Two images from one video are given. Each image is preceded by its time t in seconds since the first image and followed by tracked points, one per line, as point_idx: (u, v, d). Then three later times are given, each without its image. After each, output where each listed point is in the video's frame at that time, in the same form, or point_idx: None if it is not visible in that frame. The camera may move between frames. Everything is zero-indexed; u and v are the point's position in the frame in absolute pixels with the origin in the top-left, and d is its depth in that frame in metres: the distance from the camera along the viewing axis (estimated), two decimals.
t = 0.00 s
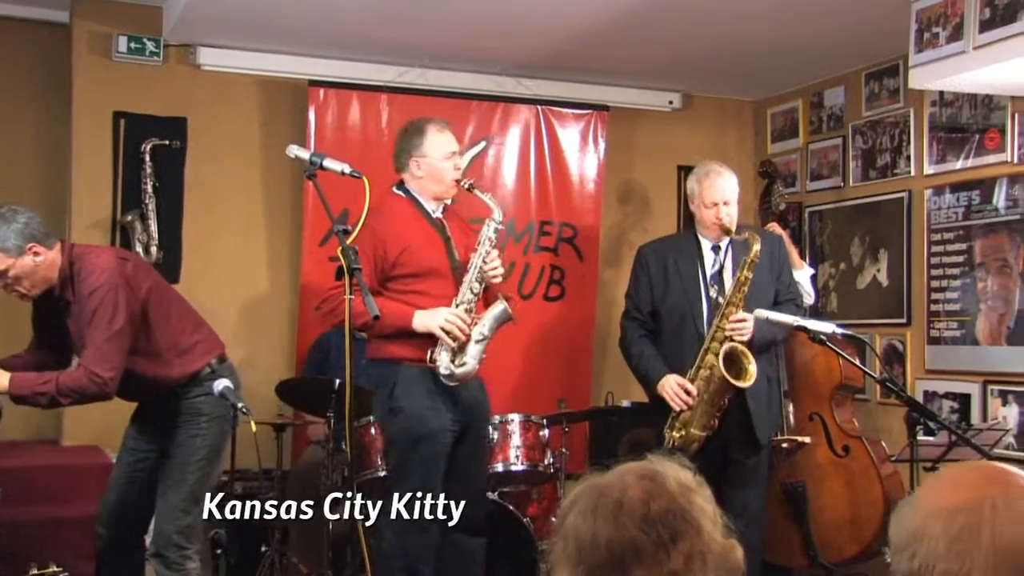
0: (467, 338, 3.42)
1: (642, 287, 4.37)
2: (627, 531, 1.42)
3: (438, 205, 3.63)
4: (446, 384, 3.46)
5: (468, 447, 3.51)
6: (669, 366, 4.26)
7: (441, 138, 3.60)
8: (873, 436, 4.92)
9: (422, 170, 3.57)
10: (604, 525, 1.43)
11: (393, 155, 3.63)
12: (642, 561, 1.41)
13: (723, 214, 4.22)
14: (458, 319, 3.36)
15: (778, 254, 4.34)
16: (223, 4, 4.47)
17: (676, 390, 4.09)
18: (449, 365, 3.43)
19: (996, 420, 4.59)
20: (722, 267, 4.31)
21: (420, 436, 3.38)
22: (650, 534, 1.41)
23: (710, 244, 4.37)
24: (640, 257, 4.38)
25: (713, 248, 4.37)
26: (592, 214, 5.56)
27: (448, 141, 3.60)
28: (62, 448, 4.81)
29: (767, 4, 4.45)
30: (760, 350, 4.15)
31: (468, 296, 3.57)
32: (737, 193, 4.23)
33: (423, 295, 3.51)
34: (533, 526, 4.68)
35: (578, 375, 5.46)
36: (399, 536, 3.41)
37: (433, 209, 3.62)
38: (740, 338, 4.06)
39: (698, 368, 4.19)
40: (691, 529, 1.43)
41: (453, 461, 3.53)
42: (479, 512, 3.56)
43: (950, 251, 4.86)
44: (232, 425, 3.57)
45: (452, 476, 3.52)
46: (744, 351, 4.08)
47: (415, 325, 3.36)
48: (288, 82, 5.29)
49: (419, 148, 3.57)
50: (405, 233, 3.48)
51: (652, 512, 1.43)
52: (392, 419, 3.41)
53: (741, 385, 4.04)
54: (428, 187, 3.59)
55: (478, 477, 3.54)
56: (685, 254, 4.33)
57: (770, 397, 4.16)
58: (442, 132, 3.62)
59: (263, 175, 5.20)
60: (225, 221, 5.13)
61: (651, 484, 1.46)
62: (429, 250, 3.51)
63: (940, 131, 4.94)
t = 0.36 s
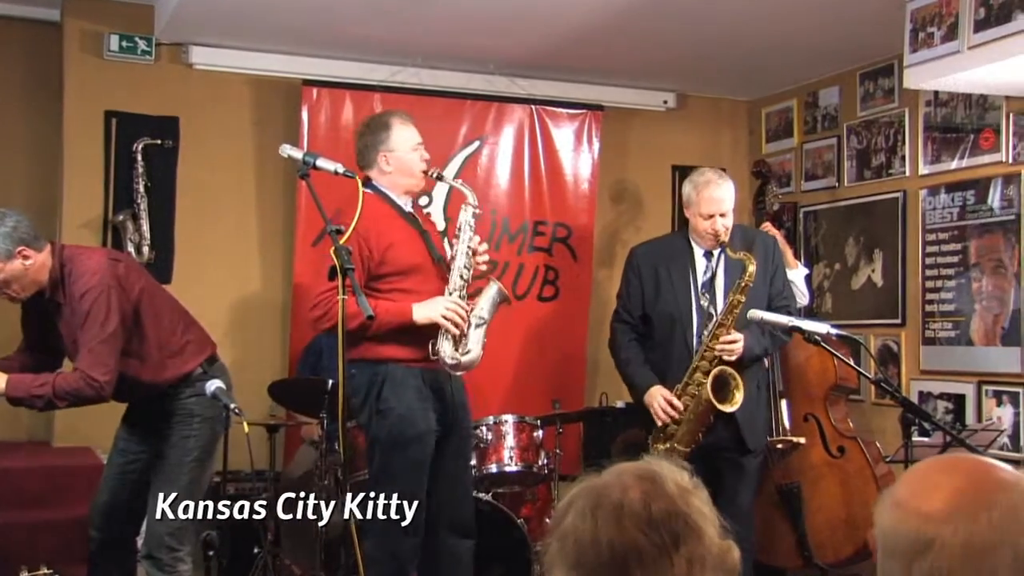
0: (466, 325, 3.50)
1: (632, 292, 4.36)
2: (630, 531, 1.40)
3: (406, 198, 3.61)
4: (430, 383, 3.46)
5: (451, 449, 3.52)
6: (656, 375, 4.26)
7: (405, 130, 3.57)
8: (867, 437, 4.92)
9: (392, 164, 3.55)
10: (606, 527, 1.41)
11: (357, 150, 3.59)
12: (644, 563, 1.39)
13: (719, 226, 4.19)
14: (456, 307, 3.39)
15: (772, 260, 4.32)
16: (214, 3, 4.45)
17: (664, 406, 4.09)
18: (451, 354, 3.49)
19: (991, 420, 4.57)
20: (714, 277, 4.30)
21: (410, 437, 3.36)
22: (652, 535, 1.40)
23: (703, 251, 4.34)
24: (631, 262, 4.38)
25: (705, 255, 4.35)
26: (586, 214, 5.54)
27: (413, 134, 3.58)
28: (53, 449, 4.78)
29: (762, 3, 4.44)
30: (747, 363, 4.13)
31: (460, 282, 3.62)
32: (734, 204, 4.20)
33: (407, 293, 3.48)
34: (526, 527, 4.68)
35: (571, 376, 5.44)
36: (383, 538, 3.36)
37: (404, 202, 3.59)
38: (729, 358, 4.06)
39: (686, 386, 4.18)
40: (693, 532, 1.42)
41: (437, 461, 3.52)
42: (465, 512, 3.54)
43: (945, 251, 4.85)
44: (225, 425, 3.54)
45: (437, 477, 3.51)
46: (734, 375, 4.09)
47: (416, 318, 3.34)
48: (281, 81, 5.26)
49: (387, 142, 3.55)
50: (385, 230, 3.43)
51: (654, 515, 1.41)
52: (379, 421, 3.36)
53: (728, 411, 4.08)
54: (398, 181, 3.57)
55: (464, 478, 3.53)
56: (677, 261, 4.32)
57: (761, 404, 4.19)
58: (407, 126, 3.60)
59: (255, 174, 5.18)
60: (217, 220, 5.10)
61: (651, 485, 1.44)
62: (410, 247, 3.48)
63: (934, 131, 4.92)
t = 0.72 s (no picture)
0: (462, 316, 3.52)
1: (626, 295, 4.39)
2: (623, 542, 1.38)
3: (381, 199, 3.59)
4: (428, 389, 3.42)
5: (449, 448, 3.50)
6: (646, 378, 4.29)
7: (372, 133, 3.56)
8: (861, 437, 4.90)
9: (366, 168, 3.53)
10: (600, 536, 1.39)
11: (329, 155, 3.56)
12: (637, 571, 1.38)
13: (711, 231, 4.14)
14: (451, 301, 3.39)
15: (767, 262, 4.30)
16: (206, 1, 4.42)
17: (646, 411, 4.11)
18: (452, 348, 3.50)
19: (986, 420, 4.56)
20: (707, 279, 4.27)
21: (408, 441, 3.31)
22: (645, 545, 1.38)
23: (697, 255, 4.33)
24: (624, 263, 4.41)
25: (698, 259, 4.33)
26: (580, 214, 5.52)
27: (381, 135, 3.57)
28: (43, 450, 4.75)
29: (756, 3, 4.42)
30: (741, 368, 4.09)
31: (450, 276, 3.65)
32: (727, 210, 4.15)
33: (396, 295, 3.46)
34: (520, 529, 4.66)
35: (566, 376, 5.42)
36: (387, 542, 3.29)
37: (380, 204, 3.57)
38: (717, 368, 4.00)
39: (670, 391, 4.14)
40: (684, 537, 1.40)
41: (435, 460, 3.50)
42: (466, 511, 3.51)
43: (940, 252, 4.84)
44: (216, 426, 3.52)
45: (436, 477, 3.49)
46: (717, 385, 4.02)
47: (414, 315, 3.33)
48: (274, 80, 5.24)
49: (359, 145, 3.52)
50: (368, 233, 3.40)
51: (646, 524, 1.39)
52: (378, 426, 3.32)
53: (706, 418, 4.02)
54: (373, 183, 3.55)
55: (463, 476, 3.51)
56: (670, 263, 4.32)
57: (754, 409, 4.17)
58: (375, 128, 3.58)
59: (248, 174, 5.15)
60: (210, 219, 5.07)
61: (641, 492, 1.41)
62: (393, 247, 3.46)
63: (929, 130, 4.91)
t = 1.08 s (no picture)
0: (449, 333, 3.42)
1: (629, 295, 4.37)
2: (622, 539, 1.35)
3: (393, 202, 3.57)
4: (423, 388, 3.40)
5: (445, 448, 3.46)
6: (651, 378, 4.25)
7: (391, 134, 3.55)
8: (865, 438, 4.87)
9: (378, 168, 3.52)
10: (602, 532, 1.36)
11: (343, 151, 3.55)
12: (640, 567, 1.35)
13: (711, 227, 4.11)
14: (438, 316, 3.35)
15: (771, 258, 4.27)
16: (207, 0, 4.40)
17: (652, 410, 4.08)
18: (434, 366, 3.39)
19: (991, 421, 4.53)
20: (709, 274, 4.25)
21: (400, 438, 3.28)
22: (645, 539, 1.35)
23: (698, 251, 4.31)
24: (628, 261, 4.39)
25: (700, 255, 4.31)
26: (583, 213, 5.49)
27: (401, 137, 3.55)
28: (43, 450, 4.73)
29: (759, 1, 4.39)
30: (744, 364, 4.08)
31: (443, 292, 3.57)
32: (728, 206, 4.12)
33: (392, 298, 3.43)
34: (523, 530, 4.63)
35: (569, 375, 5.40)
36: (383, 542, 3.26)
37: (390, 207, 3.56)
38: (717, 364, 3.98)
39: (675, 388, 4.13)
40: (683, 532, 1.38)
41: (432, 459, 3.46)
42: (465, 512, 3.47)
43: (945, 251, 4.81)
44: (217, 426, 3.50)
45: (433, 476, 3.45)
46: (720, 378, 4.01)
47: (397, 325, 3.32)
48: (276, 79, 5.22)
49: (374, 145, 3.51)
50: (370, 233, 3.39)
51: (645, 520, 1.36)
52: (372, 425, 3.29)
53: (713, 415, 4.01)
54: (384, 185, 3.53)
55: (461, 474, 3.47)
56: (671, 259, 4.30)
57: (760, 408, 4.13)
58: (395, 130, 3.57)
59: (249, 173, 5.13)
60: (211, 219, 5.05)
61: (639, 489, 1.39)
62: (395, 250, 3.44)
63: (934, 130, 4.89)
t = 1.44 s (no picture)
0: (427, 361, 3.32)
1: (639, 289, 4.34)
2: (636, 537, 1.33)
3: (438, 212, 3.57)
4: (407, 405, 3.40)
5: (424, 453, 3.49)
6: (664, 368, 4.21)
7: (460, 146, 3.53)
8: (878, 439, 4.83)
9: (433, 174, 3.51)
10: (616, 531, 1.33)
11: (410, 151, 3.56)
12: (655, 566, 1.32)
13: (717, 212, 4.14)
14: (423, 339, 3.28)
15: (779, 255, 4.24)
16: None
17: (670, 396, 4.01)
18: (401, 382, 3.35)
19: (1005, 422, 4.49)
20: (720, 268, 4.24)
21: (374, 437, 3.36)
22: (660, 537, 1.33)
23: (709, 244, 4.30)
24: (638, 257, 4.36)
25: (710, 248, 4.31)
26: (593, 213, 5.46)
27: (467, 151, 3.54)
28: (52, 450, 4.73)
29: None
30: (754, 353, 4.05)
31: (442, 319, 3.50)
32: (733, 192, 4.15)
33: (398, 304, 3.44)
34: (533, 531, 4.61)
35: (579, 375, 5.38)
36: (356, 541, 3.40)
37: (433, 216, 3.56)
38: (734, 339, 3.94)
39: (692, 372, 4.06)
40: (698, 532, 1.35)
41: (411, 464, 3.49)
42: (444, 520, 3.53)
43: (959, 251, 4.77)
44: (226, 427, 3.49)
45: (413, 481, 3.50)
46: (736, 353, 3.95)
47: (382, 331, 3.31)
48: (285, 78, 5.20)
49: (437, 151, 3.50)
50: (390, 235, 3.39)
51: (660, 519, 1.34)
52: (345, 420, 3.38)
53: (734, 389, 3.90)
54: (434, 192, 3.52)
55: (444, 481, 3.51)
56: (683, 253, 4.29)
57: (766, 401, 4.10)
58: (464, 142, 3.56)
59: (258, 172, 5.12)
60: (220, 218, 5.04)
61: (653, 488, 1.36)
62: (418, 258, 3.43)
63: (948, 128, 4.84)
